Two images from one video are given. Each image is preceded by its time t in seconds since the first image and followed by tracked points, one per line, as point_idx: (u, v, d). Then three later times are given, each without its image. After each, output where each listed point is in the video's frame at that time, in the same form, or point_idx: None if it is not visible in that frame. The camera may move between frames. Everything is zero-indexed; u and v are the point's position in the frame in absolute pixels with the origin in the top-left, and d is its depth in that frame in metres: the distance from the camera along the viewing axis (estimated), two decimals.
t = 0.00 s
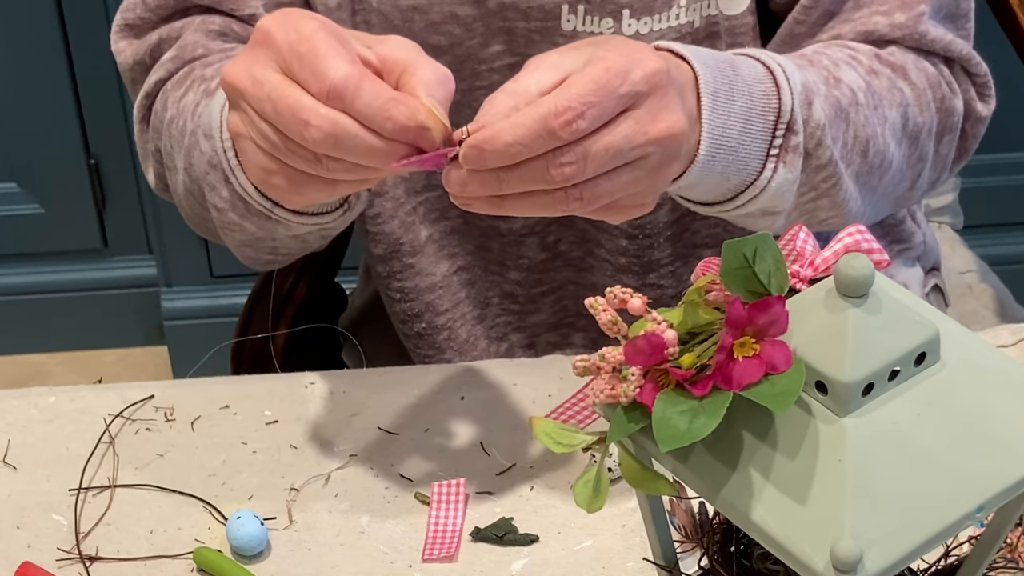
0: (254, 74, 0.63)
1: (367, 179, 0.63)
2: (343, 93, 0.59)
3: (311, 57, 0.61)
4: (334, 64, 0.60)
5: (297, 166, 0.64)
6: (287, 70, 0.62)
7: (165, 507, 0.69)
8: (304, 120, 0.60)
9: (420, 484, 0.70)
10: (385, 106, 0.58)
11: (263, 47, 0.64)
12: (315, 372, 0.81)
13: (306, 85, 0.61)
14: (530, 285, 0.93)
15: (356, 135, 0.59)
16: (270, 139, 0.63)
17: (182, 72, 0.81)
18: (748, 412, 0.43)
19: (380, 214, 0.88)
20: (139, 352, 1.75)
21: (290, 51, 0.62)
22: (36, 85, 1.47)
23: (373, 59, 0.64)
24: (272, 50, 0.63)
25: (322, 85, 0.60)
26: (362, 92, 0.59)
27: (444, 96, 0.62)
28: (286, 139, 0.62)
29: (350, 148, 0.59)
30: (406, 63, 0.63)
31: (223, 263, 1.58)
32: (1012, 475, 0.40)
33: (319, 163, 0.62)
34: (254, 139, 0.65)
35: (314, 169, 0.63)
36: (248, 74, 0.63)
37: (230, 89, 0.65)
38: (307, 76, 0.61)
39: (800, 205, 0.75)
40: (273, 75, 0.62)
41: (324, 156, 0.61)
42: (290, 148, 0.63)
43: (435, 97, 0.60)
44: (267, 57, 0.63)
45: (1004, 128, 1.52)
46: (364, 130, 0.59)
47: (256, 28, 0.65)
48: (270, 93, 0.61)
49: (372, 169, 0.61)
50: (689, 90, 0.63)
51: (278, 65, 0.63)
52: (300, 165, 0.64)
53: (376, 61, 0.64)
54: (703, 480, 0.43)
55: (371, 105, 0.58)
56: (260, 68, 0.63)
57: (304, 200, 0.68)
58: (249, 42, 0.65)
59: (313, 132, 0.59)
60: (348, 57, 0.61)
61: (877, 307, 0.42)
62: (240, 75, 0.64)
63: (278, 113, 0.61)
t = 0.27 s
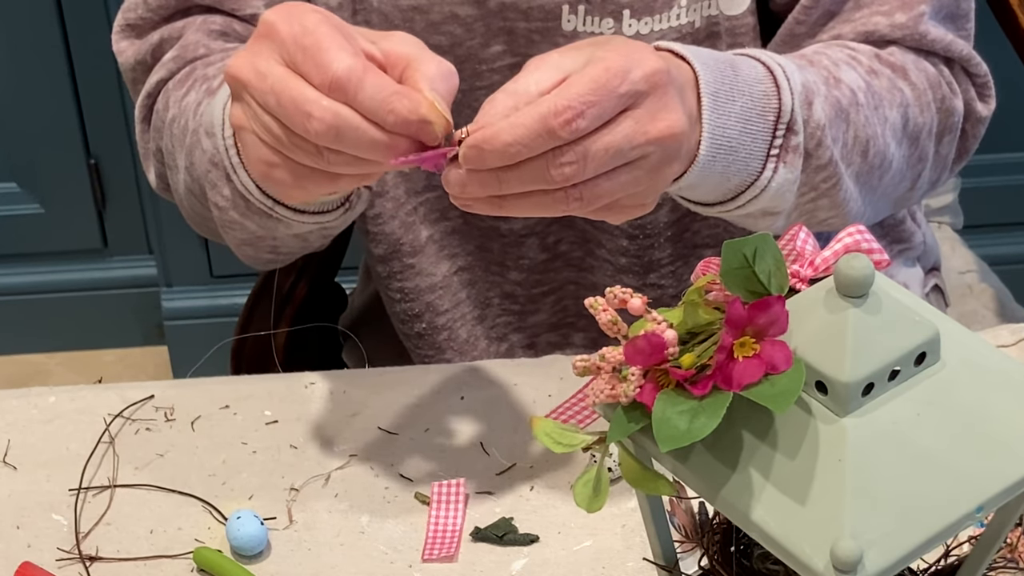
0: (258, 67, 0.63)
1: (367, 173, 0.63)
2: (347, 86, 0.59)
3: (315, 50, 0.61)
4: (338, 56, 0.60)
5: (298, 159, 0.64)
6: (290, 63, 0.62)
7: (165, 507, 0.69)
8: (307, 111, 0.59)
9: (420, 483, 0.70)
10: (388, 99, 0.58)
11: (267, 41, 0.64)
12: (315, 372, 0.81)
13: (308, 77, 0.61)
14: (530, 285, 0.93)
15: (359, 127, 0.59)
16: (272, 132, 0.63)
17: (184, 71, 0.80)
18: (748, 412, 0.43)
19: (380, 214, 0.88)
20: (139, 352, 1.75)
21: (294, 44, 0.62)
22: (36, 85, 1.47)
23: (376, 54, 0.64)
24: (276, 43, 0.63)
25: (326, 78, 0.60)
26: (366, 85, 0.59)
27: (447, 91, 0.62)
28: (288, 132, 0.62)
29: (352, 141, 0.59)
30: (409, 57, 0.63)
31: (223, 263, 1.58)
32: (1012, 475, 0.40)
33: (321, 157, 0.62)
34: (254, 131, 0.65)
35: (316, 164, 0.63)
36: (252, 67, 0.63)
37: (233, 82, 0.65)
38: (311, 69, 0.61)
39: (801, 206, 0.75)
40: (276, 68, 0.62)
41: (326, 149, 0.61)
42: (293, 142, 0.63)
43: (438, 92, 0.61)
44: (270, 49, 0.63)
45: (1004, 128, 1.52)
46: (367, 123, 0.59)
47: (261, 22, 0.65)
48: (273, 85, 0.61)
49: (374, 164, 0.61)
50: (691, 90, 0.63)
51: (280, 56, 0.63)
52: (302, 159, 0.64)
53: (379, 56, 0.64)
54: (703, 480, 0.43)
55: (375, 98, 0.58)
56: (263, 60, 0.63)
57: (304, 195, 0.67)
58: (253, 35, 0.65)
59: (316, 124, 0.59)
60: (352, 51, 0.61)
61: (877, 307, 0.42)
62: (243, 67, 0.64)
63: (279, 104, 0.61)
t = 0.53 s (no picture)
0: (258, 58, 0.63)
1: (368, 165, 0.63)
2: (348, 76, 0.59)
3: (316, 41, 0.61)
4: (339, 47, 0.60)
5: (299, 151, 0.64)
6: (291, 55, 0.62)
7: (165, 507, 0.69)
8: (308, 102, 0.60)
9: (420, 483, 0.70)
10: (389, 88, 0.58)
11: (267, 32, 0.64)
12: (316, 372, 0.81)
13: (309, 67, 0.61)
14: (530, 284, 0.93)
15: (359, 118, 0.59)
16: (273, 123, 0.63)
17: (183, 70, 0.80)
18: (748, 412, 0.43)
19: (380, 214, 0.88)
20: (139, 352, 1.75)
21: (295, 35, 0.62)
22: (36, 85, 1.47)
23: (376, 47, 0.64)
24: (277, 34, 0.63)
25: (326, 68, 0.60)
26: (367, 75, 0.59)
27: (447, 81, 0.62)
28: (289, 123, 0.62)
29: (353, 131, 0.59)
30: (410, 49, 0.63)
31: (223, 264, 1.58)
32: (1012, 475, 0.40)
33: (322, 148, 0.62)
34: (254, 123, 0.65)
35: (317, 154, 0.63)
36: (252, 59, 0.63)
37: (233, 74, 0.65)
38: (312, 60, 0.61)
39: (802, 206, 0.75)
40: (277, 59, 0.62)
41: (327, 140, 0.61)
42: (294, 133, 0.63)
43: (439, 83, 0.61)
44: (271, 40, 0.63)
45: (1005, 129, 1.52)
46: (368, 112, 0.59)
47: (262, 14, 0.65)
48: (273, 76, 0.61)
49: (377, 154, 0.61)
50: (692, 90, 0.63)
51: (281, 48, 0.63)
52: (303, 150, 0.64)
53: (380, 48, 0.64)
54: (703, 480, 0.43)
55: (376, 87, 0.58)
56: (263, 52, 0.63)
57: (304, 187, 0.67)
58: (254, 27, 0.65)
59: (317, 115, 0.59)
60: (354, 42, 0.61)
61: (877, 307, 0.42)
62: (243, 59, 0.64)
63: (280, 95, 0.61)
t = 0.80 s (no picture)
0: (258, 55, 0.63)
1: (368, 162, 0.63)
2: (348, 73, 0.59)
3: (316, 38, 0.61)
4: (339, 44, 0.60)
5: (299, 149, 0.64)
6: (291, 52, 0.62)
7: (165, 507, 0.69)
8: (308, 99, 0.60)
9: (419, 483, 0.70)
10: (389, 86, 0.58)
11: (267, 30, 0.64)
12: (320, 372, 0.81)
13: (310, 65, 0.61)
14: (529, 284, 0.93)
15: (359, 115, 0.59)
16: (272, 121, 0.63)
17: (181, 67, 0.80)
18: (748, 412, 0.43)
19: (379, 214, 0.88)
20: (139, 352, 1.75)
21: (295, 32, 0.62)
22: (35, 84, 1.47)
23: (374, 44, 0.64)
24: (276, 31, 0.63)
25: (327, 66, 0.60)
26: (368, 72, 0.59)
27: (447, 78, 0.62)
28: (288, 120, 0.62)
29: (353, 129, 0.59)
30: (409, 47, 0.63)
31: (223, 264, 1.58)
32: (1012, 475, 0.40)
33: (321, 145, 0.62)
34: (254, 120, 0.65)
35: (316, 152, 0.63)
36: (252, 56, 0.63)
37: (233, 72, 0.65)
38: (312, 57, 0.61)
39: (802, 206, 0.75)
40: (277, 57, 0.62)
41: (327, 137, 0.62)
42: (293, 131, 0.63)
43: (439, 79, 0.61)
44: (270, 37, 0.63)
45: (1005, 129, 1.52)
46: (369, 110, 0.59)
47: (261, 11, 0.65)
48: (274, 74, 0.61)
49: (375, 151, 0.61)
50: (693, 92, 0.63)
51: (281, 45, 0.63)
52: (304, 148, 0.64)
53: (379, 45, 0.64)
54: (703, 480, 0.43)
55: (377, 85, 0.58)
56: (263, 49, 0.63)
57: (302, 183, 0.67)
58: (254, 24, 0.65)
59: (317, 112, 0.59)
60: (353, 39, 0.61)
61: (877, 307, 0.42)
62: (243, 55, 0.64)
63: (281, 92, 0.61)
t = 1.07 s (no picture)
0: (254, 54, 0.63)
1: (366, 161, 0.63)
2: (344, 73, 0.59)
3: (312, 37, 0.61)
4: (336, 43, 0.60)
5: (297, 148, 0.64)
6: (287, 51, 0.62)
7: (165, 507, 0.69)
8: (305, 98, 0.60)
9: (419, 483, 0.70)
10: (384, 86, 0.58)
11: (263, 28, 0.64)
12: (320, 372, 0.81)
13: (306, 63, 0.61)
14: (529, 284, 0.93)
15: (354, 114, 0.59)
16: (269, 120, 0.63)
17: (179, 66, 0.80)
18: (748, 412, 0.43)
19: (378, 213, 0.88)
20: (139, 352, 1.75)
21: (291, 31, 0.62)
22: (34, 84, 1.47)
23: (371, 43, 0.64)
24: (273, 30, 0.63)
25: (323, 65, 0.60)
26: (363, 71, 0.59)
27: (442, 78, 0.62)
28: (284, 119, 0.63)
29: (348, 128, 0.59)
30: (405, 46, 0.63)
31: (222, 263, 1.58)
32: (1012, 476, 0.40)
33: (317, 144, 0.62)
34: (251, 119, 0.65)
35: (312, 150, 0.63)
36: (248, 54, 0.63)
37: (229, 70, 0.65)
38: (308, 55, 0.61)
39: (802, 206, 0.75)
40: (273, 55, 0.62)
41: (323, 137, 0.62)
42: (289, 130, 0.63)
43: (435, 79, 0.61)
44: (267, 35, 0.63)
45: (1005, 130, 1.52)
46: (364, 109, 0.59)
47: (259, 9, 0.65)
48: (269, 73, 0.61)
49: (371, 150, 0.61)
50: (692, 90, 0.63)
51: (277, 44, 0.63)
52: (300, 147, 0.64)
53: (375, 44, 0.64)
54: (703, 480, 0.43)
55: (372, 84, 0.58)
56: (259, 48, 0.63)
57: (299, 182, 0.67)
58: (250, 23, 0.65)
59: (312, 111, 0.60)
60: (350, 38, 0.62)
61: (877, 307, 0.42)
62: (239, 54, 0.64)
63: (277, 91, 0.61)
